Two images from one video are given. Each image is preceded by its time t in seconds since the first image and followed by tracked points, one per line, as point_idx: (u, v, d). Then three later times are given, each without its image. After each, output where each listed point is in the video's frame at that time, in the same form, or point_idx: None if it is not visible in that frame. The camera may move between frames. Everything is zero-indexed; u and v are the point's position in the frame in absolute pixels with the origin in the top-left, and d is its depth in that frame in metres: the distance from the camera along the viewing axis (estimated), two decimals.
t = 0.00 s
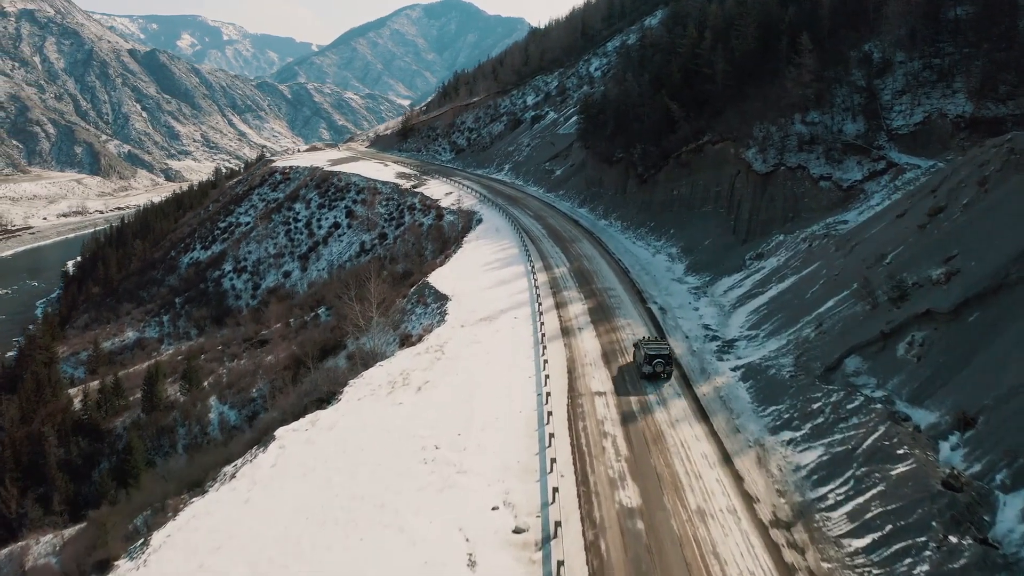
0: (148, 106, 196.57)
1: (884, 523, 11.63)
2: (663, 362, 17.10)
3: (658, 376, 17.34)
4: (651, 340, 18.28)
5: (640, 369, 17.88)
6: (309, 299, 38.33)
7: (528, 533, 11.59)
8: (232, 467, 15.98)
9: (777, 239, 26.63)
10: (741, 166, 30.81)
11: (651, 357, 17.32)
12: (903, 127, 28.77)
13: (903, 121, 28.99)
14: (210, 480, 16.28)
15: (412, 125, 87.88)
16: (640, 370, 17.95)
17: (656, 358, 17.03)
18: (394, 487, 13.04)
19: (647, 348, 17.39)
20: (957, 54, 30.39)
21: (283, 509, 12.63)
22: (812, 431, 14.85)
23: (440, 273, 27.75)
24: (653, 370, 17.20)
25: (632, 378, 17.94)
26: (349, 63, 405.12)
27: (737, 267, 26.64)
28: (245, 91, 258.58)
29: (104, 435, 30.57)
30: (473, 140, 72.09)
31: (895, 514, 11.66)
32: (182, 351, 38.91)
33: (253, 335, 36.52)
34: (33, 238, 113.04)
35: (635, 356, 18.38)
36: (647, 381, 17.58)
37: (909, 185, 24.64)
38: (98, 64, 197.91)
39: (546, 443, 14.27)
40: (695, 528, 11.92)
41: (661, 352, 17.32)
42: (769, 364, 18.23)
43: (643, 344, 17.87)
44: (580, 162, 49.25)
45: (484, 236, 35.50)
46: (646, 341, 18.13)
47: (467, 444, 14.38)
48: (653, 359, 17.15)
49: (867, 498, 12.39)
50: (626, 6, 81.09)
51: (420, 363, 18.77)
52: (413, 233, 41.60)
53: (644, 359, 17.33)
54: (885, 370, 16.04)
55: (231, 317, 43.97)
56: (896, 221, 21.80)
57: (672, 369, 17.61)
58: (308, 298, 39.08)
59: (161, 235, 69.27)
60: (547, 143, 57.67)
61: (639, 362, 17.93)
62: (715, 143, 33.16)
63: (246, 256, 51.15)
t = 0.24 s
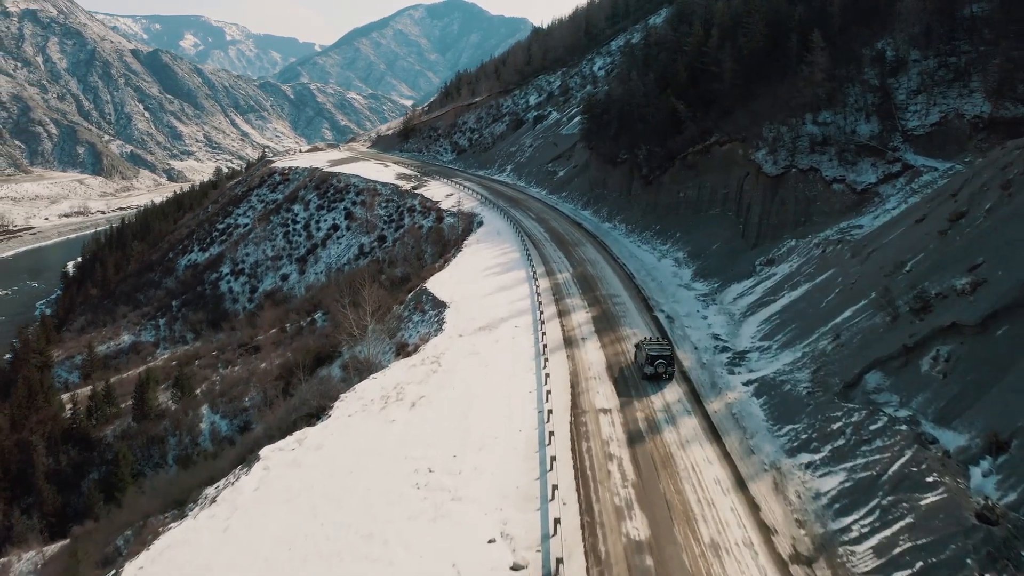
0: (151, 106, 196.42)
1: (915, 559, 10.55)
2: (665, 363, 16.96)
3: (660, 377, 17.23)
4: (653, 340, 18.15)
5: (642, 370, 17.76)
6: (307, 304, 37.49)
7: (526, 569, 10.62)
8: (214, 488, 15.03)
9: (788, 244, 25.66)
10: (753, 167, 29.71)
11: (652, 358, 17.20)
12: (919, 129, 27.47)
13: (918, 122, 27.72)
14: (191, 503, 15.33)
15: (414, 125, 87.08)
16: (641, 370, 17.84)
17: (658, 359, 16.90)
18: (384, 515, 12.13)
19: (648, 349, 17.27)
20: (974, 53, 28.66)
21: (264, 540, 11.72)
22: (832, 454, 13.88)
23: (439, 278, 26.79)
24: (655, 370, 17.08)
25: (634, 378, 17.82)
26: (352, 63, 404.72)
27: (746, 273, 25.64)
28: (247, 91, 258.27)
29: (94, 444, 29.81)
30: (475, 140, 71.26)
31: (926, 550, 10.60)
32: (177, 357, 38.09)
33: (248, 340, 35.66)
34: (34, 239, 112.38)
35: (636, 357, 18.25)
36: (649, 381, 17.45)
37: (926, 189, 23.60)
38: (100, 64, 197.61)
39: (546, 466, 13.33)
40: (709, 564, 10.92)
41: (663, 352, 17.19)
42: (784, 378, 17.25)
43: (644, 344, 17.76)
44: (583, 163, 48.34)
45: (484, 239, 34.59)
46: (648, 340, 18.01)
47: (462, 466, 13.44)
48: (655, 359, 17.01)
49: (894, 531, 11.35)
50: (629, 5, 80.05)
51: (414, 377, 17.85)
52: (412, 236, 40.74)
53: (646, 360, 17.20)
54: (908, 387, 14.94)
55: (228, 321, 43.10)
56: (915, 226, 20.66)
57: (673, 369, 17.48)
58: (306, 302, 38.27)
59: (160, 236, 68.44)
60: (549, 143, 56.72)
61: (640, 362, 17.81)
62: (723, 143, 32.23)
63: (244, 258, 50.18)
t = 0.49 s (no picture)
0: (153, 106, 196.33)
1: None
2: (666, 364, 16.80)
3: (661, 378, 17.05)
4: (654, 341, 18.02)
5: (644, 371, 17.58)
6: (304, 308, 36.64)
7: None
8: (194, 512, 14.10)
9: (800, 250, 24.65)
10: (763, 170, 28.63)
11: (654, 359, 17.04)
12: (935, 129, 25.84)
13: (934, 122, 26.16)
14: (170, 527, 14.38)
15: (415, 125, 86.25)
16: (643, 372, 17.66)
17: (659, 359, 16.75)
18: (371, 548, 11.17)
19: (650, 350, 17.13)
20: (992, 50, 27.17)
21: (241, 575, 10.78)
22: (855, 480, 12.88)
23: (437, 285, 25.80)
24: (657, 372, 16.91)
25: (635, 380, 17.64)
26: (355, 63, 404.32)
27: (756, 280, 24.63)
28: (250, 91, 257.92)
29: (83, 453, 28.86)
30: (476, 141, 70.37)
31: None
32: (171, 362, 37.23)
33: (244, 346, 34.79)
34: (35, 240, 111.60)
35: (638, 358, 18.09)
36: (650, 382, 17.30)
37: (944, 193, 22.56)
38: (102, 64, 197.51)
39: (547, 493, 12.38)
40: None
41: (664, 353, 17.04)
42: (802, 395, 16.24)
43: (646, 345, 17.62)
44: (586, 165, 47.42)
45: (484, 243, 33.65)
46: (649, 341, 17.87)
47: (457, 492, 12.52)
48: (656, 361, 16.86)
49: (925, 570, 10.32)
50: (633, 4, 79.00)
51: (409, 391, 16.94)
52: (412, 239, 39.83)
53: (648, 361, 17.04)
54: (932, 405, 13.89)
55: (224, 325, 42.26)
56: (935, 232, 19.54)
57: (675, 371, 17.29)
58: (302, 306, 37.44)
59: (158, 238, 67.59)
60: (552, 144, 55.77)
61: (641, 363, 17.67)
62: (730, 144, 31.27)
63: (241, 261, 49.27)
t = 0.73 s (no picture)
0: (156, 106, 196.18)
1: None
2: (668, 364, 16.84)
3: (663, 379, 17.07)
4: (656, 342, 18.07)
5: (644, 372, 17.60)
6: (300, 312, 35.75)
7: None
8: (171, 539, 13.21)
9: (813, 256, 23.62)
10: (774, 173, 27.58)
11: (655, 360, 17.07)
12: (953, 130, 24.50)
13: (952, 123, 24.71)
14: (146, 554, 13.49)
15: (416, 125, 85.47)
16: (644, 373, 17.67)
17: (661, 360, 16.82)
18: None
19: (652, 350, 17.16)
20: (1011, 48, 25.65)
21: None
22: (881, 510, 11.85)
23: (435, 291, 24.87)
24: (658, 372, 16.94)
25: (636, 381, 17.64)
26: (358, 63, 404.02)
27: (767, 288, 23.66)
28: (252, 92, 257.63)
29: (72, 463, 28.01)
30: (478, 141, 69.54)
31: None
32: (165, 368, 36.36)
33: (238, 351, 33.86)
34: (36, 240, 110.69)
35: (638, 358, 18.11)
36: (652, 382, 17.30)
37: (964, 197, 21.45)
38: (105, 64, 197.37)
39: (548, 524, 11.43)
40: None
41: (666, 353, 17.12)
42: (821, 414, 15.25)
43: (648, 346, 17.65)
44: (589, 166, 46.51)
45: (485, 246, 32.80)
46: (651, 342, 17.90)
47: (451, 521, 11.60)
48: (658, 361, 16.91)
49: None
50: (637, 2, 78.06)
51: (402, 405, 16.05)
52: (411, 242, 38.97)
53: (649, 361, 17.07)
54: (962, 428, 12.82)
55: (220, 329, 41.43)
56: (957, 238, 18.40)
57: (676, 372, 17.33)
58: (299, 310, 36.58)
59: (156, 239, 66.73)
60: (555, 144, 54.81)
61: (643, 364, 17.70)
62: (739, 145, 30.41)
63: (238, 264, 48.38)
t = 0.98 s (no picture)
0: (158, 106, 195.88)
1: None
2: (669, 365, 16.58)
3: (664, 380, 16.79)
4: (656, 342, 17.79)
5: (645, 373, 17.31)
6: (296, 318, 34.90)
7: None
8: (145, 569, 12.28)
9: (827, 262, 22.62)
10: (785, 176, 26.56)
11: (656, 360, 16.79)
12: (972, 131, 23.20)
13: (970, 123, 23.43)
14: None
15: (418, 125, 84.63)
16: (644, 374, 17.38)
17: (663, 361, 16.52)
18: None
19: (653, 351, 16.87)
20: None
21: None
22: (913, 546, 10.82)
23: (432, 298, 23.95)
24: (659, 373, 16.67)
25: (637, 382, 17.33)
26: (361, 63, 403.47)
27: (779, 296, 22.72)
28: (255, 91, 257.22)
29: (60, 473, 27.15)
30: (479, 142, 68.65)
31: None
32: (158, 373, 35.43)
33: (233, 358, 32.93)
34: (37, 241, 109.53)
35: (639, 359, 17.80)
36: (652, 383, 17.01)
37: (985, 201, 20.36)
38: (107, 64, 197.02)
39: (549, 561, 10.47)
40: None
41: (667, 354, 16.87)
42: (842, 435, 14.26)
43: (648, 347, 17.37)
44: (593, 167, 45.56)
45: (485, 250, 31.89)
46: (651, 343, 17.63)
47: (444, 557, 10.64)
48: (659, 362, 16.63)
49: None
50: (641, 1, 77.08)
51: (395, 423, 15.12)
52: (410, 245, 38.11)
53: (650, 362, 16.78)
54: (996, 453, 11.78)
55: (216, 333, 40.59)
56: (980, 246, 17.28)
57: (677, 372, 17.06)
58: (295, 315, 35.74)
59: (155, 241, 65.84)
60: (557, 145, 53.85)
61: (643, 365, 17.41)
62: (748, 146, 29.45)
63: (235, 266, 47.50)
